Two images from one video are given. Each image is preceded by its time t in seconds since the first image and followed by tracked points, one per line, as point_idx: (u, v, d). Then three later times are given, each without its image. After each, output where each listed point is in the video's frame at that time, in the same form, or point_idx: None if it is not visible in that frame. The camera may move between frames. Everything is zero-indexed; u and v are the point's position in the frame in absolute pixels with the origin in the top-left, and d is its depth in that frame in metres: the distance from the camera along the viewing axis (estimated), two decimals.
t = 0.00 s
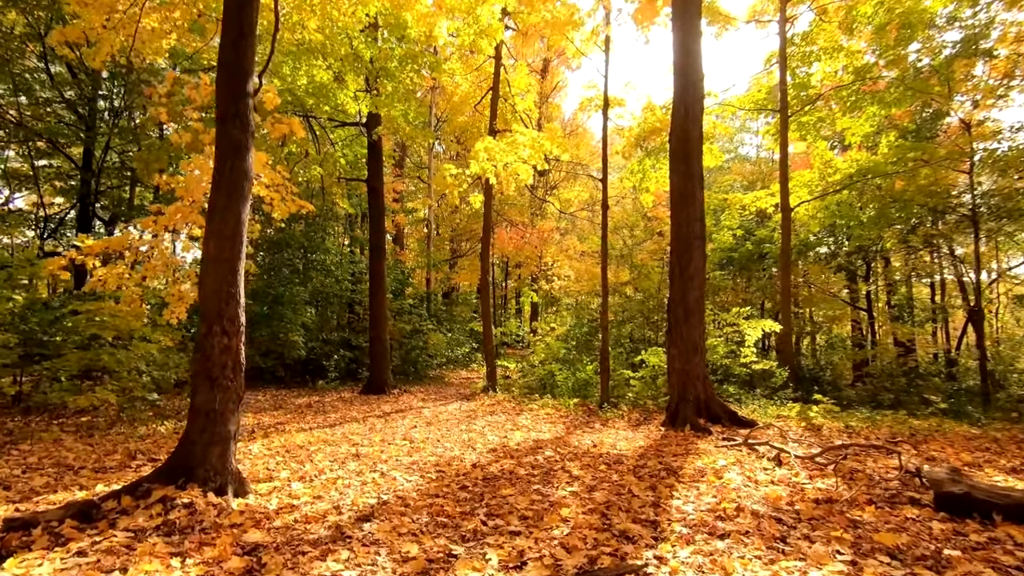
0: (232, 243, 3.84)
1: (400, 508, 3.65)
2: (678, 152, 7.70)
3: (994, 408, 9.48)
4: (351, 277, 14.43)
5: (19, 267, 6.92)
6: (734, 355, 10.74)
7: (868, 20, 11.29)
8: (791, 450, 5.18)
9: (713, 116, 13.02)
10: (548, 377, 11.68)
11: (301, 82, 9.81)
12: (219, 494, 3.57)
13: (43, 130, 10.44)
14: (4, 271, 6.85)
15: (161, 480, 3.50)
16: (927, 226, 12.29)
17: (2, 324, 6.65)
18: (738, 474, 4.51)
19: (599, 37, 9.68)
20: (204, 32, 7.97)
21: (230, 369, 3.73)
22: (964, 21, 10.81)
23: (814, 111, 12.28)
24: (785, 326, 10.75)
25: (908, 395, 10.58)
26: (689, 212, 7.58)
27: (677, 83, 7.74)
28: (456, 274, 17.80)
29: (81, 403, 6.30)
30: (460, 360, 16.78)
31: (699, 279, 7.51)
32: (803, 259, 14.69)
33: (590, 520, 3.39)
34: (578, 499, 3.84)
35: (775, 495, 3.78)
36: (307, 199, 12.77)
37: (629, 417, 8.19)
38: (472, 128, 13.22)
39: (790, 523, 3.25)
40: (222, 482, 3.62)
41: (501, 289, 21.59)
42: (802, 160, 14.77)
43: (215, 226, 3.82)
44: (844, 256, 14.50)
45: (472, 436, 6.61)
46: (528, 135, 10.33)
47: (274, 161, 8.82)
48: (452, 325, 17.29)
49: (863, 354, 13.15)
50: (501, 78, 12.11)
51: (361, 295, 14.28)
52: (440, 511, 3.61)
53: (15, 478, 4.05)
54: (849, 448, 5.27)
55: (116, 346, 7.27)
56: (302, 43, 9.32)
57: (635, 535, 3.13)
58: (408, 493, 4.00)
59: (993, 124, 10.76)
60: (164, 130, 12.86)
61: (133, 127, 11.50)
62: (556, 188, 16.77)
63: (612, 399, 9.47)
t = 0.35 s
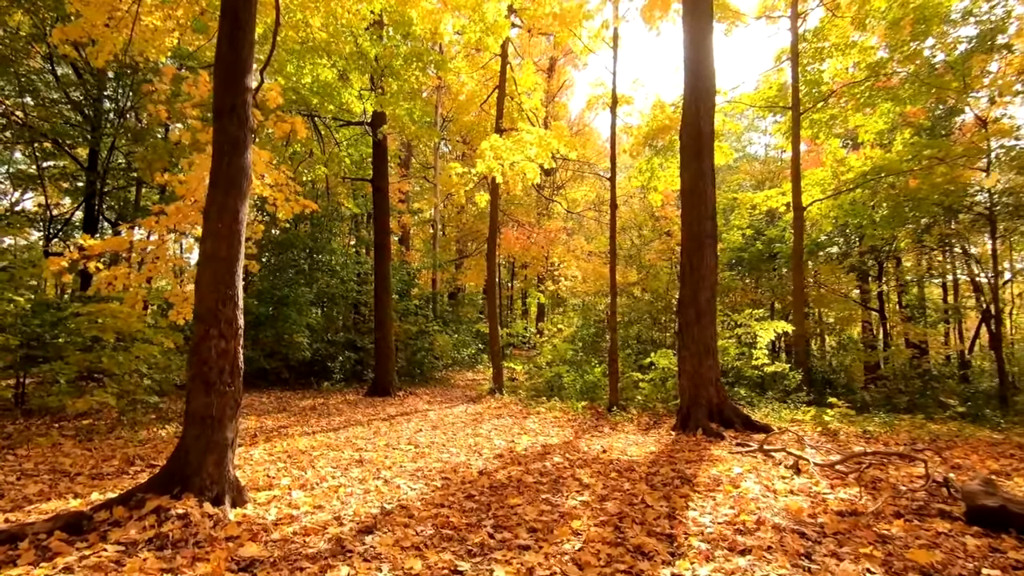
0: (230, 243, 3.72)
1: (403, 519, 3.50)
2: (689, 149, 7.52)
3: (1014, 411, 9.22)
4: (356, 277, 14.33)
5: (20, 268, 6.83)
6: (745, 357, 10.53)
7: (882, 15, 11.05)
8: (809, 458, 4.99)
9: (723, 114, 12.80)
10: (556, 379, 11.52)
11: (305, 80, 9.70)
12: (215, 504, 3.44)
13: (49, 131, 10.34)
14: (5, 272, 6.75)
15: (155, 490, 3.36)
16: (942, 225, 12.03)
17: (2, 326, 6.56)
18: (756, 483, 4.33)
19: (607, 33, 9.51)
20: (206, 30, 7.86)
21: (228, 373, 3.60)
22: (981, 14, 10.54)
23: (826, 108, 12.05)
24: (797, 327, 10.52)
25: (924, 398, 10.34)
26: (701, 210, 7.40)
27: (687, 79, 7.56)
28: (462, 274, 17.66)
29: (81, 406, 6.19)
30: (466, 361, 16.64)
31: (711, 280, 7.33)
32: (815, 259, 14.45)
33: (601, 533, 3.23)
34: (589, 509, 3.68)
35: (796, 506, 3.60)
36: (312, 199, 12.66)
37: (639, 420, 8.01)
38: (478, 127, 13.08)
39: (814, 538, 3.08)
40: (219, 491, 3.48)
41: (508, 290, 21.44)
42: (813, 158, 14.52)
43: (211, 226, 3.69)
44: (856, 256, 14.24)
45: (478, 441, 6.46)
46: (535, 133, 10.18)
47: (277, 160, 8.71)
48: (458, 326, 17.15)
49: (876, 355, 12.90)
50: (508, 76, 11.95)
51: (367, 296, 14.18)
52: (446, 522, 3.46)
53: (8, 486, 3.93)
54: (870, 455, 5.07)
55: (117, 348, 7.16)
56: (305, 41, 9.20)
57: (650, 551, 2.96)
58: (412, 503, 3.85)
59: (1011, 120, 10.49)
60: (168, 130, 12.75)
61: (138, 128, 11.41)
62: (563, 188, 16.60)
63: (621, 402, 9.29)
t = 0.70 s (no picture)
0: (229, 240, 3.59)
1: (408, 527, 3.36)
2: (701, 145, 7.35)
3: None
4: (362, 277, 14.22)
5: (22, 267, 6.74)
6: (757, 357, 10.33)
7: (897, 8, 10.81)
8: (828, 462, 4.81)
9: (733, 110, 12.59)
10: (564, 380, 11.34)
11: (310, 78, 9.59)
12: (213, 510, 3.31)
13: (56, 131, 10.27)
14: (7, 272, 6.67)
15: (151, 496, 3.24)
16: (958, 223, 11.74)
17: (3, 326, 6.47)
18: (775, 489, 4.17)
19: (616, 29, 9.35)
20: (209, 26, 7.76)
21: (226, 375, 3.47)
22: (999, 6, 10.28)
23: (839, 104, 11.83)
24: (811, 327, 10.30)
25: (942, 400, 10.08)
26: (713, 207, 7.23)
27: (699, 73, 7.38)
28: (469, 274, 17.52)
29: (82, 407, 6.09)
30: (473, 362, 16.49)
31: (723, 278, 7.16)
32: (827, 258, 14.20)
33: (615, 543, 3.07)
34: (602, 517, 3.53)
35: (819, 515, 3.43)
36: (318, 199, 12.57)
37: (650, 423, 7.83)
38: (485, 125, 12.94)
39: (842, 550, 2.91)
40: (217, 497, 3.35)
41: (515, 290, 21.27)
42: (826, 156, 14.27)
43: (209, 222, 3.56)
44: (869, 255, 13.98)
45: (485, 443, 6.32)
46: (542, 130, 10.02)
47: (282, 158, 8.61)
48: (465, 326, 17.01)
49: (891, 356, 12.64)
50: (514, 73, 11.80)
51: (373, 296, 14.08)
52: (452, 531, 3.31)
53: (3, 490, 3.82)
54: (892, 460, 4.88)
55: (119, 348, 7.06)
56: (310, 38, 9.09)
57: (668, 563, 2.80)
58: (417, 509, 3.71)
59: None
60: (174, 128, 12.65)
61: (145, 127, 11.34)
62: (571, 187, 16.43)
63: (631, 403, 9.12)
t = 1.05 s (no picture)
0: (226, 236, 3.43)
1: (413, 539, 3.18)
2: (713, 140, 7.14)
3: None
4: (367, 277, 14.08)
5: (19, 265, 6.60)
6: (769, 359, 10.11)
7: None
8: (851, 469, 4.61)
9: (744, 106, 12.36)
10: (571, 381, 11.16)
11: (313, 74, 9.44)
12: (207, 520, 3.15)
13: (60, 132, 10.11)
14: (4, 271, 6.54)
15: (141, 505, 3.08)
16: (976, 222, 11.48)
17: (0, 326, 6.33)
18: (798, 498, 3.96)
19: (624, 23, 9.16)
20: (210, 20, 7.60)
21: (222, 378, 3.32)
22: None
23: (852, 100, 11.61)
24: (824, 328, 10.06)
25: (960, 402, 9.82)
26: (725, 204, 7.02)
27: (711, 67, 7.18)
28: (474, 274, 17.34)
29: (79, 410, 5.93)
30: (478, 363, 16.31)
31: (736, 277, 6.95)
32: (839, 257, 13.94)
33: (633, 559, 2.88)
34: (617, 529, 3.34)
35: (848, 527, 3.24)
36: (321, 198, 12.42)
37: (661, 426, 7.63)
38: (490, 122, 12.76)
39: (877, 568, 2.72)
40: (212, 507, 3.19)
41: (520, 291, 21.09)
42: (838, 153, 14.00)
43: (205, 218, 3.40)
44: (882, 254, 13.71)
45: (492, 447, 6.14)
46: (549, 126, 9.82)
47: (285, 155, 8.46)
48: (470, 327, 16.84)
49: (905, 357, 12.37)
50: (520, 70, 11.62)
51: (378, 296, 13.95)
52: (459, 543, 3.13)
53: None
54: (918, 467, 4.67)
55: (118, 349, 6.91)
56: (313, 32, 8.91)
57: None
58: (422, 519, 3.53)
59: None
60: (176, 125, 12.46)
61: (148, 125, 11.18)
62: (577, 186, 16.24)
63: (640, 405, 8.92)
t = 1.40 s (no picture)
0: (216, 231, 3.28)
1: (411, 551, 3.01)
2: (721, 135, 6.97)
3: None
4: (368, 277, 13.93)
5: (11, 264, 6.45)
6: (776, 359, 9.93)
7: None
8: (868, 475, 4.43)
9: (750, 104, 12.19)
10: (574, 382, 10.99)
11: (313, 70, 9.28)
12: (194, 531, 2.99)
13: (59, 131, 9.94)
14: None
15: (125, 515, 2.93)
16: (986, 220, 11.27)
17: None
18: (814, 505, 3.79)
19: (629, 17, 8.98)
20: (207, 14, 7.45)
21: (212, 381, 3.16)
22: None
23: (860, 97, 11.44)
24: (832, 328, 9.87)
25: (971, 404, 9.62)
26: (734, 201, 6.85)
27: (718, 60, 7.00)
28: (475, 274, 17.18)
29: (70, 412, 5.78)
30: (480, 363, 16.15)
31: (744, 275, 6.77)
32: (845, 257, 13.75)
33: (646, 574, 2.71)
34: (628, 541, 3.16)
35: (871, 539, 3.07)
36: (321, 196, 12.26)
37: (667, 428, 7.45)
38: (492, 120, 12.59)
39: None
40: (199, 516, 3.04)
41: (522, 291, 20.91)
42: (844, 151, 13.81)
43: (194, 212, 3.24)
44: (889, 253, 13.51)
45: (494, 451, 5.98)
46: (552, 122, 9.63)
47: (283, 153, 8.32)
48: (472, 327, 16.68)
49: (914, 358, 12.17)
50: (523, 67, 11.46)
51: (379, 296, 13.81)
52: (459, 556, 2.96)
53: None
54: (938, 473, 4.49)
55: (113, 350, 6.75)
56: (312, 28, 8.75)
57: None
58: (422, 529, 3.37)
59: None
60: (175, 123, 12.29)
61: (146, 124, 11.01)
62: (580, 184, 16.08)
63: (645, 407, 8.76)
